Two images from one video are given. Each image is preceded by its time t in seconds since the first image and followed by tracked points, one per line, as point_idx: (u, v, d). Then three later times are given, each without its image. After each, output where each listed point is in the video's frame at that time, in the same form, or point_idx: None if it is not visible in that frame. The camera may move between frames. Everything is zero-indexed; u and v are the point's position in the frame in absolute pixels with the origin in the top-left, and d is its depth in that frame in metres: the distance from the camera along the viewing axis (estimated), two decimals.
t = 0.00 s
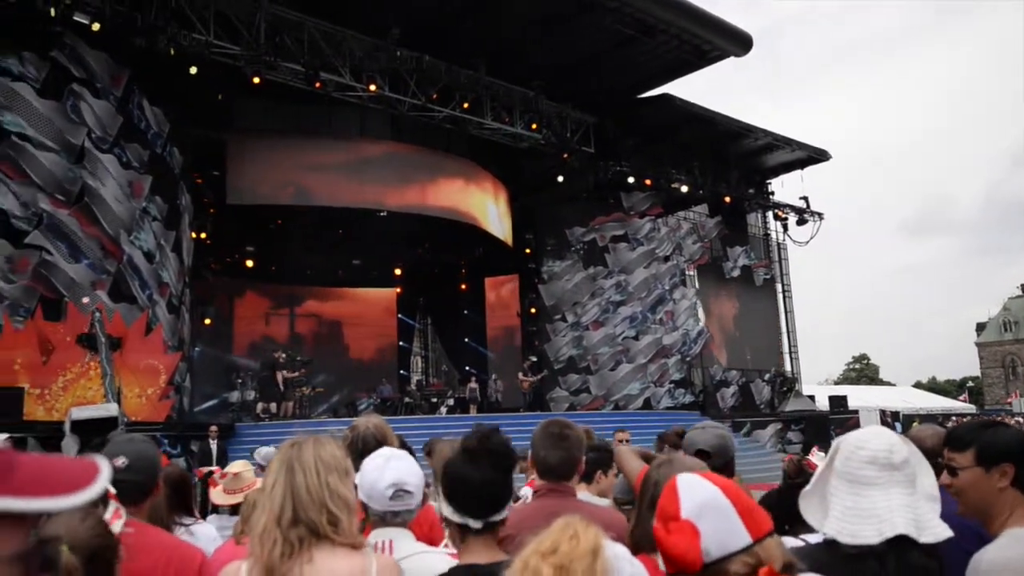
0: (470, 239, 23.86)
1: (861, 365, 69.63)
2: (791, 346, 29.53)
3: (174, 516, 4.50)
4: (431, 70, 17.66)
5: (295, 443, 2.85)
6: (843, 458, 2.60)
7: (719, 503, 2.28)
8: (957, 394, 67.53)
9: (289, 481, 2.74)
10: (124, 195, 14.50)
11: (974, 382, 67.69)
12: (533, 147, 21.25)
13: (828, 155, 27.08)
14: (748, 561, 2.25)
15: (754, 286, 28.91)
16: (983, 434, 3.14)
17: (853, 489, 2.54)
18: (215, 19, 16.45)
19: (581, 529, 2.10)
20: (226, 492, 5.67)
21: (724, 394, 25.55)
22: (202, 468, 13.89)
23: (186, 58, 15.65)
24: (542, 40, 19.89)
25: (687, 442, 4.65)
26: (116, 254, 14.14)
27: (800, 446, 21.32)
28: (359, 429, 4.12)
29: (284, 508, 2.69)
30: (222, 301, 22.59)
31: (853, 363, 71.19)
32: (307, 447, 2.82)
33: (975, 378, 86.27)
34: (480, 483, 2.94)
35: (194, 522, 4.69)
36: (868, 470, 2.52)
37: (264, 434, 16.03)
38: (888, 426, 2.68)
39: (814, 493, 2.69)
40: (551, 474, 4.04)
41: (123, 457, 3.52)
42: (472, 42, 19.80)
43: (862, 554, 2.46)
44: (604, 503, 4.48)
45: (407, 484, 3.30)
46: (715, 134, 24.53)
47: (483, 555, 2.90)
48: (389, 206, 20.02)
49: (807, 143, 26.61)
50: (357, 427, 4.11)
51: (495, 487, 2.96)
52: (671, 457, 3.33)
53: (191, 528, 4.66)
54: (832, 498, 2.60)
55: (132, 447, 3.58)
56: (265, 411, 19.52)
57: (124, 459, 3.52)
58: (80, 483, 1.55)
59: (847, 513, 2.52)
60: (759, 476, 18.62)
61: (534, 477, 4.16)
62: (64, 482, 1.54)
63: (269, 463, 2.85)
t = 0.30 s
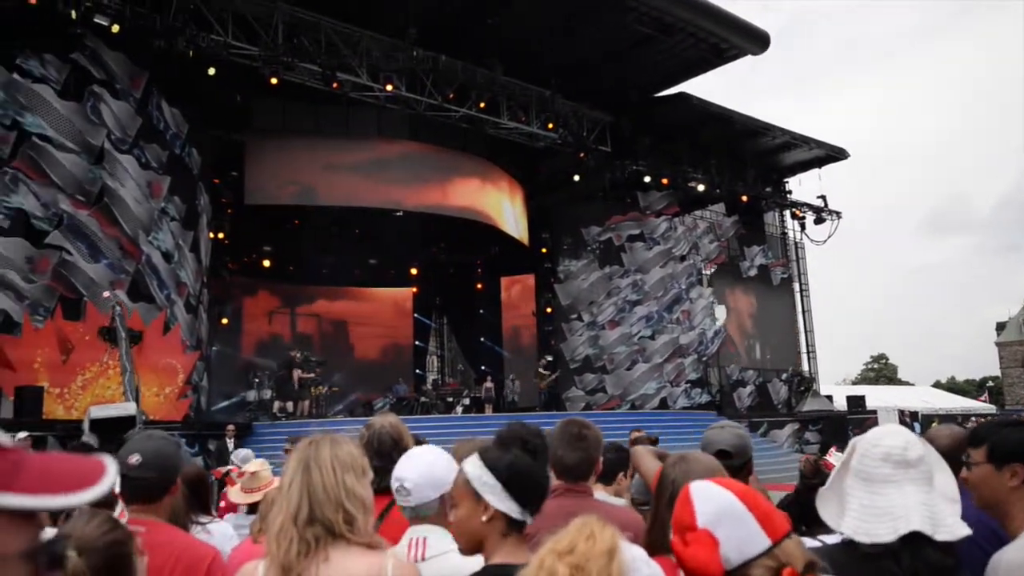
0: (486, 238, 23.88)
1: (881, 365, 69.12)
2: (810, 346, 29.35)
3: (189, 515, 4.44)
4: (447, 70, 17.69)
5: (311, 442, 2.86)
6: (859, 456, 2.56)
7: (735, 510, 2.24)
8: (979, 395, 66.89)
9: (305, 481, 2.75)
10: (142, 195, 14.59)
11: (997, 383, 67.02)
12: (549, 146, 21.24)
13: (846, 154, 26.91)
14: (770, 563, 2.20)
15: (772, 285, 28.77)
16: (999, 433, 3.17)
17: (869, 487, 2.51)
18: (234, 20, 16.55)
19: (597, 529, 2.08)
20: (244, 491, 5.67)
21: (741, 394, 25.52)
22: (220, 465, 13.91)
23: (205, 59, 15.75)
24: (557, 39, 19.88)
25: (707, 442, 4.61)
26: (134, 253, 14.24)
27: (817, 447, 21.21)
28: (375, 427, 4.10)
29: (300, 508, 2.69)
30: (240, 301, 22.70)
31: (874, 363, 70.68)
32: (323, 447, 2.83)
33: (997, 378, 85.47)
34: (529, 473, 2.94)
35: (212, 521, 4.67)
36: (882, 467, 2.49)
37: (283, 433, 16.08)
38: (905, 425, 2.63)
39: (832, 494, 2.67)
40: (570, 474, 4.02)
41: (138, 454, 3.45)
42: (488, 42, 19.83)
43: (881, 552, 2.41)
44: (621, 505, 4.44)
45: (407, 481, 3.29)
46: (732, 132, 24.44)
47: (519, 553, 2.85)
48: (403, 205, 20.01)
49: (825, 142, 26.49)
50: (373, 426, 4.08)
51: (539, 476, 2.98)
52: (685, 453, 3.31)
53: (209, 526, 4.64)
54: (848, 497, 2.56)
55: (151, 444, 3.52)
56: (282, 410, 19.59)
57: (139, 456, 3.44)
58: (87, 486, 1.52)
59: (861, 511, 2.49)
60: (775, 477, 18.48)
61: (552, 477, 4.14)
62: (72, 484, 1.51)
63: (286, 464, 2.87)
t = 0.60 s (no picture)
0: (490, 237, 23.89)
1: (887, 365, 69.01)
2: (815, 345, 29.33)
3: (194, 513, 4.44)
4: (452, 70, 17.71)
5: (319, 442, 2.86)
6: (871, 456, 2.55)
7: (754, 496, 2.25)
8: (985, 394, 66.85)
9: (313, 481, 2.75)
10: (148, 196, 14.61)
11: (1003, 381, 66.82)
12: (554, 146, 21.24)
13: (852, 153, 26.87)
14: (785, 551, 2.21)
15: (777, 284, 28.75)
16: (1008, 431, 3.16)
17: (882, 488, 2.49)
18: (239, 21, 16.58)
19: (604, 529, 2.06)
20: (249, 491, 5.68)
21: (746, 393, 25.53)
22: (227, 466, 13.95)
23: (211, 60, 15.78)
24: (562, 39, 19.87)
25: (712, 442, 4.55)
26: (140, 254, 14.28)
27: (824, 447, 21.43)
28: (377, 426, 4.01)
29: (307, 508, 2.69)
30: (246, 302, 22.73)
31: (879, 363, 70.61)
32: (332, 446, 2.84)
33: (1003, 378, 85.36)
34: (537, 473, 2.94)
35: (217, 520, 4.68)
36: (896, 469, 2.47)
37: (289, 433, 16.15)
38: (916, 423, 2.62)
39: (844, 493, 2.65)
40: (576, 474, 4.00)
41: (134, 454, 3.48)
42: (492, 42, 19.82)
43: (898, 553, 2.40)
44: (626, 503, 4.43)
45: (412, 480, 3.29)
46: (737, 131, 24.44)
47: (527, 553, 2.84)
48: (408, 206, 20.04)
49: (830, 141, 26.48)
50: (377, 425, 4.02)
51: (547, 477, 2.98)
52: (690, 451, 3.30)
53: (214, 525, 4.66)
54: (862, 498, 2.55)
55: (149, 442, 3.54)
56: (288, 410, 19.64)
57: (136, 455, 3.47)
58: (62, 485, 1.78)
59: (876, 513, 2.48)
60: (782, 477, 18.46)
61: (557, 476, 4.11)
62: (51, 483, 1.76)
63: (293, 464, 2.86)
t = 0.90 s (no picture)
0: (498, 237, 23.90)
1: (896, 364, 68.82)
2: (823, 344, 29.27)
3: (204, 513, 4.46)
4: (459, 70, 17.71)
5: (329, 441, 2.86)
6: (892, 454, 2.54)
7: (764, 488, 2.20)
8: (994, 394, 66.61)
9: (324, 480, 2.75)
10: (156, 197, 14.66)
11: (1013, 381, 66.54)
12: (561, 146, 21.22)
13: (860, 151, 26.79)
14: (791, 541, 2.15)
15: (786, 284, 28.69)
16: None
17: (903, 487, 2.49)
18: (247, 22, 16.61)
19: (616, 528, 2.05)
20: (258, 491, 5.70)
21: (755, 393, 25.49)
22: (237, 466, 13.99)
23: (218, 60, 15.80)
24: (569, 38, 19.84)
25: (721, 440, 4.52)
26: (149, 255, 14.34)
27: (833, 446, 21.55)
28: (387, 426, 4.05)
29: (320, 508, 2.69)
30: (255, 303, 22.79)
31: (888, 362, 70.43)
32: (343, 443, 2.84)
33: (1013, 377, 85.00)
34: (547, 472, 2.93)
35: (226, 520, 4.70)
36: (919, 467, 2.46)
37: (295, 432, 16.10)
38: (938, 421, 2.60)
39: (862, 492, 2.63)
40: (585, 472, 3.97)
41: (140, 455, 3.49)
42: (499, 41, 19.82)
43: (922, 553, 2.37)
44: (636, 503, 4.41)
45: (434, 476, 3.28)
46: (745, 130, 24.40)
47: (535, 552, 2.85)
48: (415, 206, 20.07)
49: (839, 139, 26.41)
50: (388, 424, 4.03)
51: (556, 477, 2.96)
52: (704, 453, 3.28)
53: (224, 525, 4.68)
54: (883, 496, 2.54)
55: (155, 443, 3.54)
56: (297, 410, 19.69)
57: (143, 457, 3.48)
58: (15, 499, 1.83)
59: (898, 512, 2.47)
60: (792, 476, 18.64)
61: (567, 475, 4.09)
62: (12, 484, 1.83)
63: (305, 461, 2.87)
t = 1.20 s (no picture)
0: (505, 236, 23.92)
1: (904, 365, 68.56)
2: (831, 343, 29.21)
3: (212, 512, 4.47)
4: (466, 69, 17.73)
5: (340, 437, 2.84)
6: (922, 453, 2.45)
7: (770, 479, 2.18)
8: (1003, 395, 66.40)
9: (335, 479, 2.74)
10: (165, 197, 14.68)
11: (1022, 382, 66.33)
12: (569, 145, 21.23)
13: (869, 150, 26.74)
14: (796, 530, 2.14)
15: (794, 283, 28.66)
16: None
17: (937, 489, 2.40)
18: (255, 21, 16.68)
19: (627, 527, 2.03)
20: (267, 489, 5.70)
21: (763, 392, 25.42)
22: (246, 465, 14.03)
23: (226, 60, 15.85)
24: (576, 37, 19.85)
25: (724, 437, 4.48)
26: (158, 254, 14.39)
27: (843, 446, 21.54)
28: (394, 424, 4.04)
29: (330, 507, 2.70)
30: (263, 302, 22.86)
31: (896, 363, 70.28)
32: (351, 440, 2.83)
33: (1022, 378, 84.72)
34: (552, 472, 2.90)
35: (235, 519, 4.71)
36: (953, 469, 2.39)
37: (302, 432, 16.10)
38: (956, 419, 2.55)
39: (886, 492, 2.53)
40: (593, 471, 3.93)
41: (148, 451, 3.50)
42: (507, 40, 19.83)
43: (954, 555, 2.36)
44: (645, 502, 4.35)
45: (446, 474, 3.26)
46: (753, 129, 24.38)
47: (541, 551, 2.83)
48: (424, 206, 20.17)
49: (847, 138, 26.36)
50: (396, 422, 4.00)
51: (563, 476, 2.94)
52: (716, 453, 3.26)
53: (232, 524, 4.69)
54: (909, 496, 2.46)
55: (162, 442, 3.55)
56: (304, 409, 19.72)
57: (149, 453, 3.48)
58: None
59: (928, 513, 2.41)
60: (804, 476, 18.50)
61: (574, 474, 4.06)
62: None
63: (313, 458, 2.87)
